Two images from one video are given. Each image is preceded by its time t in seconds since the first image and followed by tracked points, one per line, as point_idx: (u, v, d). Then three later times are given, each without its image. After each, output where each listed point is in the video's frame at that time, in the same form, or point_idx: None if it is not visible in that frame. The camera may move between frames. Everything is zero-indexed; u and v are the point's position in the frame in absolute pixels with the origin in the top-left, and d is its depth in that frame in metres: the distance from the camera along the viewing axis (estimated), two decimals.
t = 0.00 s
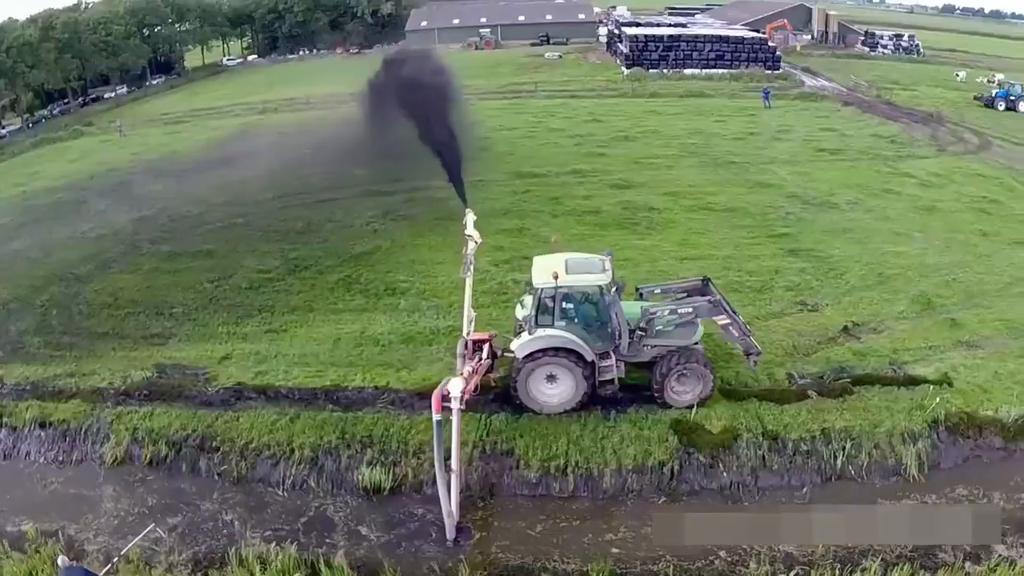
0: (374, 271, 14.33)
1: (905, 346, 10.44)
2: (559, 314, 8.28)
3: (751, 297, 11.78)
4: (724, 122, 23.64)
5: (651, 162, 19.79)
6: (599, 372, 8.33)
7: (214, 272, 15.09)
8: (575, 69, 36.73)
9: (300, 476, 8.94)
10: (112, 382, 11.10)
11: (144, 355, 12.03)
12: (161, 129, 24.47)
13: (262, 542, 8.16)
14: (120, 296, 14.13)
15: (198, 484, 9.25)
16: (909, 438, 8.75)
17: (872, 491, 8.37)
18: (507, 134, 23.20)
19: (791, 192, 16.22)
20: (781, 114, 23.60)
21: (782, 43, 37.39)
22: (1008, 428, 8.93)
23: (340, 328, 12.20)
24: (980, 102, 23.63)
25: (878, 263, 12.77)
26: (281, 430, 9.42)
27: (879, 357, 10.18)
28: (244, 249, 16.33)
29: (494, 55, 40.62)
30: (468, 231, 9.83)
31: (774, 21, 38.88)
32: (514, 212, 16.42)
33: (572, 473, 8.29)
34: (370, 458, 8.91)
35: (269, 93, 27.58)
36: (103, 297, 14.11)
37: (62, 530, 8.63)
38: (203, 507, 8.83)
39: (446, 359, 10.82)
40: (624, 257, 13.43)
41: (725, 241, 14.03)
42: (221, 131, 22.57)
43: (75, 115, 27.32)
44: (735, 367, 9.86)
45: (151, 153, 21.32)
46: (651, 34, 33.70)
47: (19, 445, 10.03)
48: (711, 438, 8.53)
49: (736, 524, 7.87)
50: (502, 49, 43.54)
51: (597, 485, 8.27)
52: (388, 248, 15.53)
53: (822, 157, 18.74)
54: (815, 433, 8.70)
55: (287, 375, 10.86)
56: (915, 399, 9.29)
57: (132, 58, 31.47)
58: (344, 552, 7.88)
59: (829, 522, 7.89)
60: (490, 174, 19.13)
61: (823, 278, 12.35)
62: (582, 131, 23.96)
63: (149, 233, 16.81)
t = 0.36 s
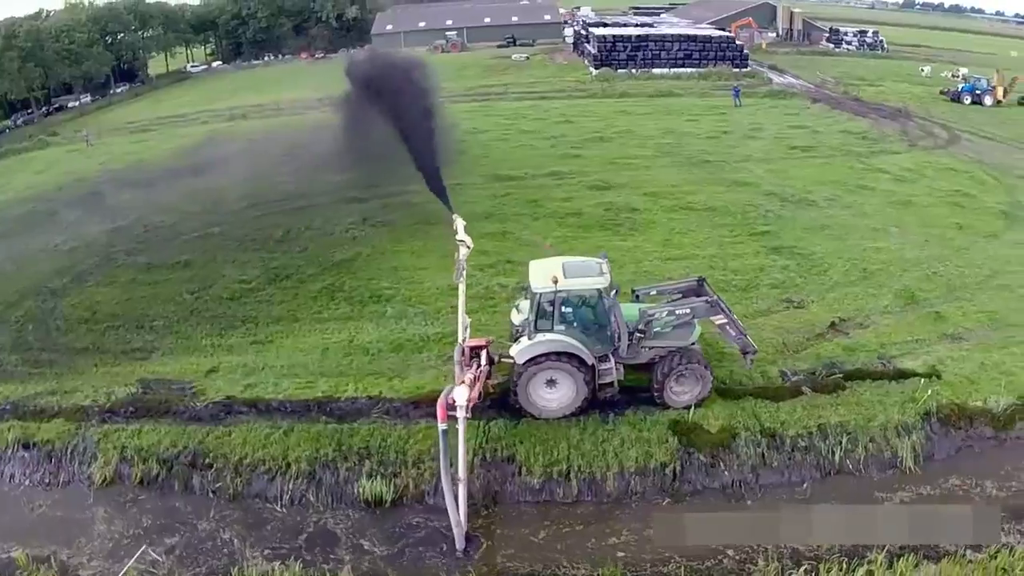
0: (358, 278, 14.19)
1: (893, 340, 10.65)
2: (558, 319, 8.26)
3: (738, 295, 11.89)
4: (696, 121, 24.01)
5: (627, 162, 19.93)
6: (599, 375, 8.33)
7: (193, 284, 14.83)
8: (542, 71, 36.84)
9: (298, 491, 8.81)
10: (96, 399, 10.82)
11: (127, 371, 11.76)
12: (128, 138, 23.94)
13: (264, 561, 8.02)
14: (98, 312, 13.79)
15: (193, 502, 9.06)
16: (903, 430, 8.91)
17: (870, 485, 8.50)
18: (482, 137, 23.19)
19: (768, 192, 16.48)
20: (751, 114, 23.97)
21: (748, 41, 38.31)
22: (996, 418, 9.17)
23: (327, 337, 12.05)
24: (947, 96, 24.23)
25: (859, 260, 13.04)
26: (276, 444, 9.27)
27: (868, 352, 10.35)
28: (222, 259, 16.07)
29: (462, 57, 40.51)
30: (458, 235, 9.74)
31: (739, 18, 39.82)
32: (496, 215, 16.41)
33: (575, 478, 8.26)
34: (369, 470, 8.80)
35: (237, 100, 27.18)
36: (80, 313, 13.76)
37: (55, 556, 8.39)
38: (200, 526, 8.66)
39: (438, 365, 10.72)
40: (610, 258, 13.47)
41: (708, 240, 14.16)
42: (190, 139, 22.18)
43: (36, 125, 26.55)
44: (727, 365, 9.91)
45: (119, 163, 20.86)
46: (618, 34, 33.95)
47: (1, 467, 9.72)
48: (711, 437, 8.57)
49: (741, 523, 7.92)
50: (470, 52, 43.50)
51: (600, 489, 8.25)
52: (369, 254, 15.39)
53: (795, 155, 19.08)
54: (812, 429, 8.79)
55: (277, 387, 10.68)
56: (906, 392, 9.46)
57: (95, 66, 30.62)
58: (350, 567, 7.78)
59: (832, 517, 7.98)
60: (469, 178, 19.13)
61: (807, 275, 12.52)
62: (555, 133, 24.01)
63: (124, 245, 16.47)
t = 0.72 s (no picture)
0: (350, 284, 14.08)
1: (888, 337, 10.80)
2: (566, 323, 8.27)
3: (733, 294, 11.98)
4: (677, 122, 24.17)
5: (613, 163, 20.04)
6: (607, 378, 8.33)
7: (181, 294, 14.62)
8: (520, 72, 36.90)
9: (305, 504, 8.71)
10: (88, 414, 10.60)
11: (119, 385, 11.56)
12: (104, 145, 23.57)
13: None
14: (85, 325, 13.53)
15: (196, 518, 8.92)
16: (905, 426, 9.02)
17: (875, 481, 8.59)
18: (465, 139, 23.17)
19: (755, 193, 16.69)
20: (731, 115, 24.25)
21: (723, 40, 38.72)
22: (994, 411, 9.33)
23: (324, 345, 11.93)
24: (923, 93, 24.66)
25: (849, 258, 13.24)
26: (279, 456, 9.15)
27: (865, 349, 10.49)
28: (209, 268, 15.89)
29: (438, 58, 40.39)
30: (460, 241, 9.72)
31: (713, 18, 40.20)
32: (486, 219, 16.40)
33: (586, 482, 8.24)
34: (377, 481, 8.73)
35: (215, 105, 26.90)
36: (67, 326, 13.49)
37: None
38: (204, 544, 8.52)
39: (439, 372, 10.67)
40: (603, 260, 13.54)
41: (699, 240, 14.28)
42: (169, 147, 21.90)
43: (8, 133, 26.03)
44: (729, 366, 9.97)
45: (96, 170, 20.51)
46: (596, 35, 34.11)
47: None
48: (717, 438, 8.62)
49: (753, 523, 7.95)
50: (446, 53, 43.43)
51: (611, 492, 8.24)
52: (359, 261, 15.26)
53: (778, 156, 19.35)
54: (816, 427, 8.87)
55: (275, 398, 10.54)
56: (906, 388, 9.60)
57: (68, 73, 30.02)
58: None
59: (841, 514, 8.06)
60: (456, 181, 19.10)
61: (800, 274, 12.68)
62: (538, 134, 24.07)
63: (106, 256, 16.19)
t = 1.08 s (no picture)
0: (353, 290, 14.05)
1: (893, 336, 10.94)
2: (585, 328, 8.31)
3: (738, 296, 12.10)
4: (669, 124, 24.34)
5: (609, 165, 20.14)
6: (624, 382, 8.45)
7: (180, 301, 14.48)
8: (509, 74, 36.96)
9: (321, 516, 8.67)
10: (91, 427, 10.46)
11: (121, 396, 11.45)
12: (94, 151, 23.36)
13: None
14: (83, 335, 13.38)
15: (209, 532, 8.86)
16: (916, 424, 9.14)
17: (889, 480, 8.68)
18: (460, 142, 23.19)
19: (751, 195, 16.86)
20: (723, 117, 24.45)
21: (710, 41, 38.98)
22: (1001, 408, 9.47)
23: (330, 352, 11.88)
24: (911, 93, 24.93)
25: (849, 259, 13.41)
26: (292, 468, 9.10)
27: (872, 349, 10.62)
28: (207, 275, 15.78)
29: (426, 60, 40.32)
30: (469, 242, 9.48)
31: (699, 19, 40.46)
32: (485, 223, 16.41)
33: (605, 487, 8.27)
34: (394, 490, 8.72)
35: (204, 111, 26.71)
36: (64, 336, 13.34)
37: None
38: (218, 559, 8.46)
39: (449, 379, 10.68)
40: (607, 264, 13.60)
41: (700, 243, 14.40)
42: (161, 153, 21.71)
43: None
44: (739, 368, 10.07)
45: (86, 177, 20.32)
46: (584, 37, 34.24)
47: None
48: (733, 441, 8.69)
49: (772, 525, 8.02)
50: (433, 55, 43.36)
51: (630, 497, 8.28)
52: (360, 266, 15.21)
53: (772, 158, 19.53)
54: (829, 428, 8.97)
55: (284, 407, 10.47)
56: (914, 387, 9.73)
57: (53, 78, 28.85)
58: None
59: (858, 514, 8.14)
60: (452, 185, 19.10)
61: (802, 276, 12.82)
62: (532, 137, 24.14)
63: (99, 262, 16.02)
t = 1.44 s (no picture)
0: (348, 294, 13.95)
1: (890, 332, 11.11)
2: (597, 329, 8.33)
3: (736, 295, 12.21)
4: (653, 124, 24.49)
5: (597, 166, 20.22)
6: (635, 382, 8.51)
7: (170, 309, 14.23)
8: (489, 76, 36.95)
9: (332, 526, 8.55)
10: (87, 440, 10.30)
11: (115, 407, 11.25)
12: (72, 157, 22.97)
13: None
14: (71, 345, 13.11)
15: (216, 547, 8.70)
16: (918, 418, 9.27)
17: (896, 473, 8.79)
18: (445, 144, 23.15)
19: (740, 194, 17.03)
20: (706, 116, 24.64)
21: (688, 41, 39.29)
22: (1000, 400, 9.63)
23: (329, 358, 11.78)
24: (890, 91, 25.32)
25: (841, 256, 13.58)
26: (299, 477, 8.99)
27: (871, 345, 10.77)
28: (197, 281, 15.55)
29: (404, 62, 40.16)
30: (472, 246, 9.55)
31: (676, 19, 40.79)
32: (477, 225, 16.39)
33: (618, 489, 8.29)
34: (406, 497, 8.66)
35: (182, 115, 26.33)
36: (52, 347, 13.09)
37: None
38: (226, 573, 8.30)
39: (453, 383, 10.65)
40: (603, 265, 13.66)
41: (694, 242, 14.51)
42: (142, 158, 21.39)
43: None
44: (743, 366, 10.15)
45: (66, 183, 19.95)
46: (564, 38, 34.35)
47: None
48: (742, 438, 8.76)
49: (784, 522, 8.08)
50: (410, 57, 43.21)
51: (643, 497, 8.31)
52: (353, 271, 15.12)
53: (758, 157, 19.73)
54: (834, 423, 9.08)
55: (286, 415, 10.34)
56: (914, 381, 9.87)
57: (27, 84, 28.27)
58: None
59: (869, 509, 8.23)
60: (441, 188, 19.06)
61: (797, 273, 12.98)
62: (517, 138, 24.16)
63: (86, 270, 15.74)
